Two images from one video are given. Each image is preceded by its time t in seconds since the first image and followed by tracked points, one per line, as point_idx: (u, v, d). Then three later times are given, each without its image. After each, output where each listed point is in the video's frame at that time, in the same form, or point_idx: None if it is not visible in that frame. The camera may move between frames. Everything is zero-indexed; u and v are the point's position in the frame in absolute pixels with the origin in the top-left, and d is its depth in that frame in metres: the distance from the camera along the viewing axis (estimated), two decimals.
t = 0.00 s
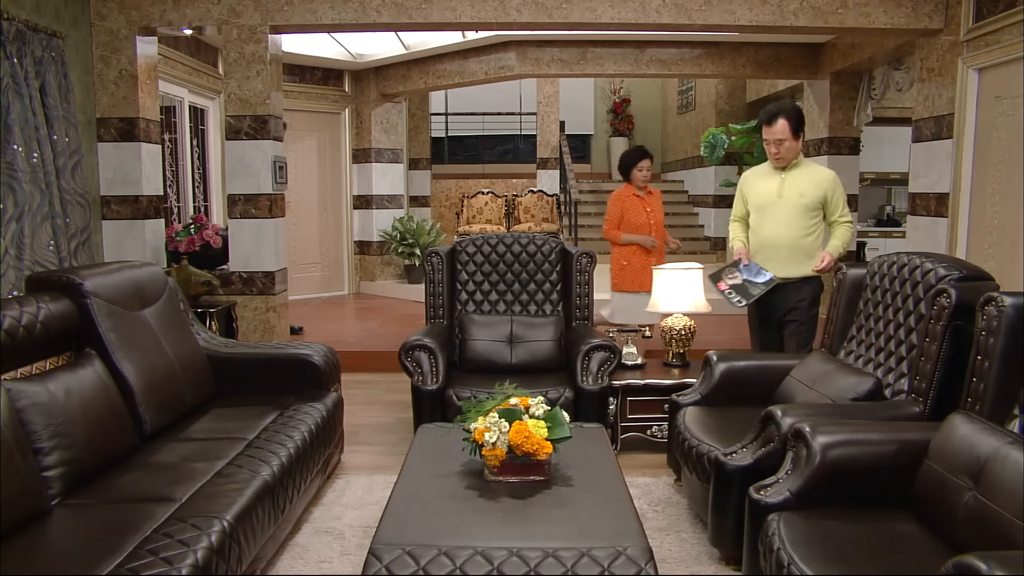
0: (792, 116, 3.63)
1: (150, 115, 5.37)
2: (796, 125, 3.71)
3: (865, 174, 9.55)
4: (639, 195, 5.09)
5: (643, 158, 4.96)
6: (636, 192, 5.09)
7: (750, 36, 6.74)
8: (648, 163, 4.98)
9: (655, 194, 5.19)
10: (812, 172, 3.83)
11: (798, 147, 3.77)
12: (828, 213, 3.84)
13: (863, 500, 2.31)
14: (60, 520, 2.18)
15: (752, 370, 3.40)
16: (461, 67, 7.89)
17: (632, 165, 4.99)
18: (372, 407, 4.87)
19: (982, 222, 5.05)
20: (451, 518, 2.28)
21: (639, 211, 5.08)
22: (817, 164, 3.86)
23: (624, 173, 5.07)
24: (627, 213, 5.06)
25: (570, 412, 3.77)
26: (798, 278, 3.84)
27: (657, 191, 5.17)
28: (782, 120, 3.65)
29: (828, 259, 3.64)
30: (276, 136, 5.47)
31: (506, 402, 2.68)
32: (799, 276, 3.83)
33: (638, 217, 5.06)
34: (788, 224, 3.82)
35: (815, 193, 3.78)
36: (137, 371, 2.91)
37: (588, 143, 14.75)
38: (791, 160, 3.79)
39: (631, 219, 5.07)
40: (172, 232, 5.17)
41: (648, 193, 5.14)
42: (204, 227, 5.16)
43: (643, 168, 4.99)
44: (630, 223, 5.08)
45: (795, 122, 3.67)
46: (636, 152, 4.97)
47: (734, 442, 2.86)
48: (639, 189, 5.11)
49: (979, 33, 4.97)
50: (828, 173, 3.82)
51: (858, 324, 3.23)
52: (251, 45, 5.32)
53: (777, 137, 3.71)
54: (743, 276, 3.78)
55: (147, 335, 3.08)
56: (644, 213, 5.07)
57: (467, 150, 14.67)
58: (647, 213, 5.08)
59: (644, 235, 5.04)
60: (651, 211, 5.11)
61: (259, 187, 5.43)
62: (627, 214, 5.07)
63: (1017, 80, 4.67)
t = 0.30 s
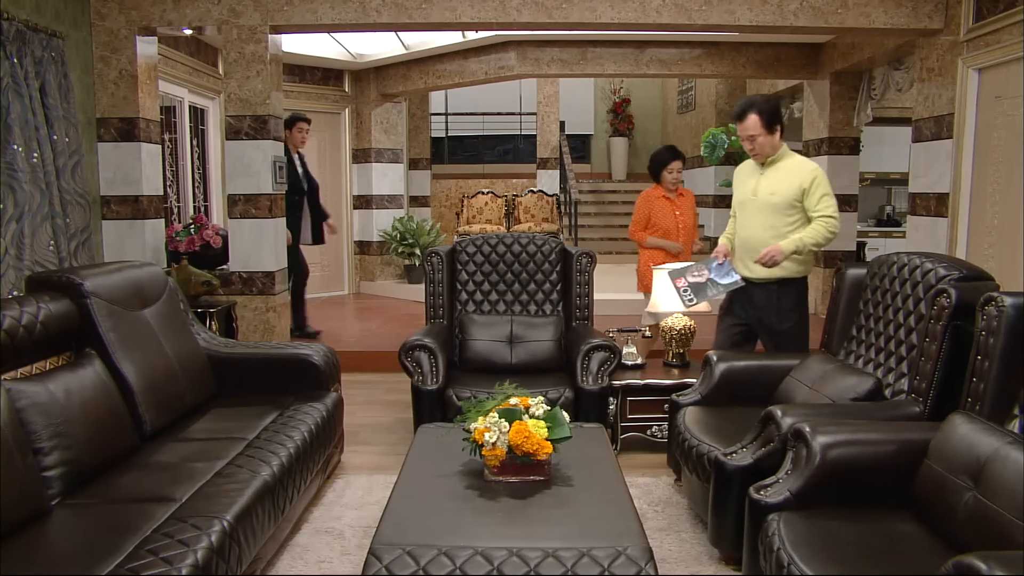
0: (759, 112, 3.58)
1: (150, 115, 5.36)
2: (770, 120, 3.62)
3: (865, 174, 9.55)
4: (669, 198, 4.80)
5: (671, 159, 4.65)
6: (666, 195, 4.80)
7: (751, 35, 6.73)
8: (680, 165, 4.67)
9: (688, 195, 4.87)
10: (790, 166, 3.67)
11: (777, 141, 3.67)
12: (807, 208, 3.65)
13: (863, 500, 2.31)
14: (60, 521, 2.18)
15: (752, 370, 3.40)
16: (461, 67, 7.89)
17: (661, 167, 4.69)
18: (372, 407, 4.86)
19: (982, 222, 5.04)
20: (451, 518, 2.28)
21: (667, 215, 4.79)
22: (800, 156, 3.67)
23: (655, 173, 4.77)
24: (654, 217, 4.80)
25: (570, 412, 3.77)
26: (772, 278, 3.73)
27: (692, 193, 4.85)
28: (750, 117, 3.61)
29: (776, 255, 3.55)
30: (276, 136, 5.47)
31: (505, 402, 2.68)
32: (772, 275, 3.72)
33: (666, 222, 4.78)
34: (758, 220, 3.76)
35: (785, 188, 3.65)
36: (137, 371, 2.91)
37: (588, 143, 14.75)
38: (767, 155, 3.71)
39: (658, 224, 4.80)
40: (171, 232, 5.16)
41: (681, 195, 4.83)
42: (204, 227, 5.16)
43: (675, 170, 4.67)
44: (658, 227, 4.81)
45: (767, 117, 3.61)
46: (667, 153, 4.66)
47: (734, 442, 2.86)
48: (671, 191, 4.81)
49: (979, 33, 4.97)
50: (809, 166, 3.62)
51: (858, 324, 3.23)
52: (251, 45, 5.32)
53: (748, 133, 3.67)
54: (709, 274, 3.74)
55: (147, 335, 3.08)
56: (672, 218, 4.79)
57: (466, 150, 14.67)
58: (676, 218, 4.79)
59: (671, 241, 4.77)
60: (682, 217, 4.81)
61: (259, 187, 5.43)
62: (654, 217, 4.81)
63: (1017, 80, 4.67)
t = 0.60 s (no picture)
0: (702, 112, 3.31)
1: (150, 115, 5.36)
2: (717, 120, 3.36)
3: (865, 174, 9.55)
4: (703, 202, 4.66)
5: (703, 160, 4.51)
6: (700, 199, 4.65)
7: (751, 35, 6.73)
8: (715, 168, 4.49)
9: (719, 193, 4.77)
10: (739, 168, 3.42)
11: (726, 142, 3.41)
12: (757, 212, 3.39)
13: (863, 500, 2.31)
14: (60, 521, 2.18)
15: (752, 370, 3.40)
16: (461, 67, 7.90)
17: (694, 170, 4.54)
18: (372, 407, 4.86)
19: (982, 223, 5.04)
20: (451, 518, 2.28)
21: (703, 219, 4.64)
22: (750, 157, 3.41)
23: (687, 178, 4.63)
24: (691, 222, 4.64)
25: (570, 412, 3.77)
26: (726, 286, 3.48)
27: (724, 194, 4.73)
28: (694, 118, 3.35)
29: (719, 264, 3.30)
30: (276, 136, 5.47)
31: (506, 402, 2.68)
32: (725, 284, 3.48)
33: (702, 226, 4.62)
34: (707, 225, 3.52)
35: (733, 190, 3.41)
36: (137, 371, 2.91)
37: (588, 143, 14.75)
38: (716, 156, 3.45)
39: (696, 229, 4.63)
40: (171, 232, 5.15)
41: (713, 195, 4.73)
42: (204, 227, 5.16)
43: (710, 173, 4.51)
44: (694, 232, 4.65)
45: (713, 118, 3.35)
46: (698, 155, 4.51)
47: (734, 442, 2.86)
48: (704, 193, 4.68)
49: (979, 33, 4.98)
50: (760, 167, 3.37)
51: (858, 324, 3.23)
52: (251, 45, 5.32)
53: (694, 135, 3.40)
54: (673, 285, 3.42)
55: (147, 335, 3.08)
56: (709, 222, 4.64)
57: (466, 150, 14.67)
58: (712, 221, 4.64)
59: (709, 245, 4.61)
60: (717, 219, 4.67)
61: (259, 186, 5.43)
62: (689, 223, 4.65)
63: (1017, 81, 4.67)
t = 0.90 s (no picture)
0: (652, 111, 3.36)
1: (150, 115, 5.36)
2: (669, 119, 3.40)
3: (865, 174, 9.55)
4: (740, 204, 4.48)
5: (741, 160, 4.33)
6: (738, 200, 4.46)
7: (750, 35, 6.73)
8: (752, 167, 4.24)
9: (760, 196, 4.56)
10: (695, 167, 3.45)
11: (681, 140, 3.45)
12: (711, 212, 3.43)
13: (863, 500, 2.31)
14: (60, 521, 2.18)
15: (752, 370, 3.40)
16: (461, 67, 7.90)
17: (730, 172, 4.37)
18: (372, 407, 4.87)
19: (983, 222, 5.04)
20: (451, 518, 2.28)
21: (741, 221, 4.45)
22: (706, 155, 3.44)
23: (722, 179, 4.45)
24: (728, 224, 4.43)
25: (570, 412, 3.77)
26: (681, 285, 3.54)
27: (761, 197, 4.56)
28: (647, 116, 3.40)
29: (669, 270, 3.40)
30: (276, 136, 5.47)
31: (506, 402, 2.68)
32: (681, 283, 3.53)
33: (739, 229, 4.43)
34: (664, 224, 3.58)
35: (687, 190, 3.46)
36: (137, 371, 2.91)
37: (588, 143, 14.75)
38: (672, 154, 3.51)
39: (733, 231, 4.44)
40: (171, 232, 5.15)
41: (752, 199, 4.54)
42: (204, 227, 5.16)
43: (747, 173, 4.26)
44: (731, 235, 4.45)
45: (664, 117, 3.38)
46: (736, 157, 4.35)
47: (734, 442, 2.86)
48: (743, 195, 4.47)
49: (979, 33, 4.98)
50: (711, 164, 3.40)
51: (858, 324, 3.23)
52: (251, 45, 5.31)
53: (647, 133, 3.45)
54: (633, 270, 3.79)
55: (147, 334, 3.08)
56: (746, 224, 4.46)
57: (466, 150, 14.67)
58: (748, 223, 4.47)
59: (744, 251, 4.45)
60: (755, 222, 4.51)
61: (259, 186, 5.43)
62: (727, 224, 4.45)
63: (1017, 81, 4.67)
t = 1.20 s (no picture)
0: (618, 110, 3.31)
1: (150, 115, 5.36)
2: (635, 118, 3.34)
3: (864, 174, 9.55)
4: (770, 203, 4.15)
5: (767, 156, 4.02)
6: (768, 198, 4.15)
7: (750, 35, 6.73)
8: (778, 165, 4.00)
9: (795, 196, 4.17)
10: (661, 166, 3.39)
11: (648, 140, 3.39)
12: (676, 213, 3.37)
13: (863, 500, 2.31)
14: (60, 520, 2.18)
15: (752, 370, 3.40)
16: (461, 67, 7.91)
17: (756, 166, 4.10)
18: (372, 408, 4.87)
19: (982, 223, 5.04)
20: (451, 518, 2.28)
21: (765, 220, 4.13)
22: (673, 154, 3.37)
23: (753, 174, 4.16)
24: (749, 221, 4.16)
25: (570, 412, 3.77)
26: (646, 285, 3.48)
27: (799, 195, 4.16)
28: (612, 115, 3.35)
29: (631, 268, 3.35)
30: (276, 136, 5.47)
31: (506, 402, 2.68)
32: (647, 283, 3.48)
33: (762, 228, 4.12)
34: (631, 224, 3.52)
35: (653, 190, 3.39)
36: (137, 371, 2.91)
37: (588, 143, 14.75)
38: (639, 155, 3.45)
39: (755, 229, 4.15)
40: (171, 232, 5.15)
41: (785, 197, 4.15)
42: (204, 227, 5.16)
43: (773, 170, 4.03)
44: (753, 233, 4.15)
45: (630, 116, 3.33)
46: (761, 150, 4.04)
47: (734, 442, 2.86)
48: (772, 193, 4.15)
49: (979, 33, 4.98)
50: (676, 165, 3.34)
51: (858, 324, 3.23)
52: (251, 45, 5.31)
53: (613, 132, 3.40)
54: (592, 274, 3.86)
55: (146, 334, 3.08)
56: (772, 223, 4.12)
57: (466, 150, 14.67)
58: (776, 223, 4.12)
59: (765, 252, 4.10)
60: (787, 222, 4.13)
61: (259, 186, 5.43)
62: (749, 221, 4.16)
63: (1017, 81, 4.67)
